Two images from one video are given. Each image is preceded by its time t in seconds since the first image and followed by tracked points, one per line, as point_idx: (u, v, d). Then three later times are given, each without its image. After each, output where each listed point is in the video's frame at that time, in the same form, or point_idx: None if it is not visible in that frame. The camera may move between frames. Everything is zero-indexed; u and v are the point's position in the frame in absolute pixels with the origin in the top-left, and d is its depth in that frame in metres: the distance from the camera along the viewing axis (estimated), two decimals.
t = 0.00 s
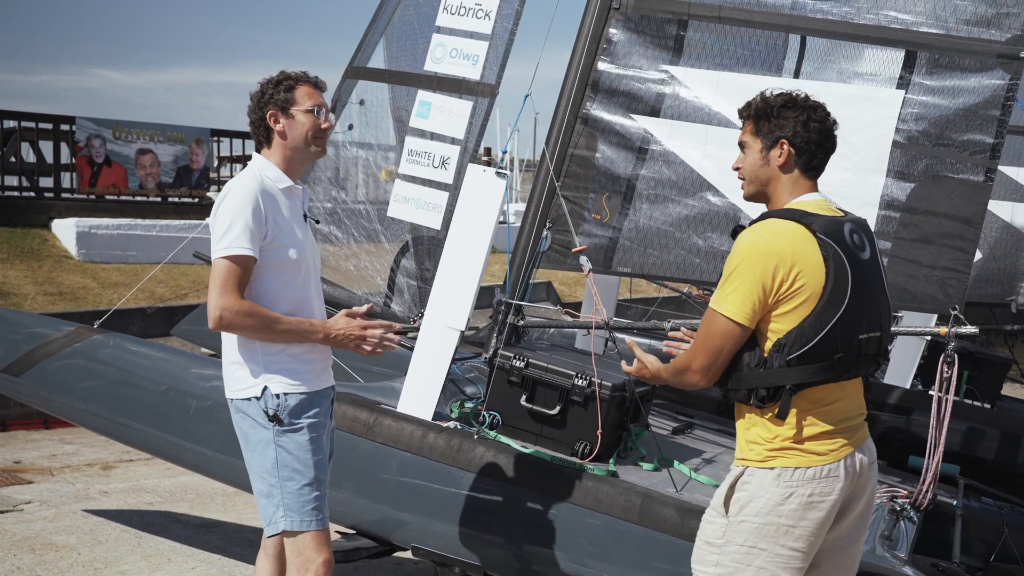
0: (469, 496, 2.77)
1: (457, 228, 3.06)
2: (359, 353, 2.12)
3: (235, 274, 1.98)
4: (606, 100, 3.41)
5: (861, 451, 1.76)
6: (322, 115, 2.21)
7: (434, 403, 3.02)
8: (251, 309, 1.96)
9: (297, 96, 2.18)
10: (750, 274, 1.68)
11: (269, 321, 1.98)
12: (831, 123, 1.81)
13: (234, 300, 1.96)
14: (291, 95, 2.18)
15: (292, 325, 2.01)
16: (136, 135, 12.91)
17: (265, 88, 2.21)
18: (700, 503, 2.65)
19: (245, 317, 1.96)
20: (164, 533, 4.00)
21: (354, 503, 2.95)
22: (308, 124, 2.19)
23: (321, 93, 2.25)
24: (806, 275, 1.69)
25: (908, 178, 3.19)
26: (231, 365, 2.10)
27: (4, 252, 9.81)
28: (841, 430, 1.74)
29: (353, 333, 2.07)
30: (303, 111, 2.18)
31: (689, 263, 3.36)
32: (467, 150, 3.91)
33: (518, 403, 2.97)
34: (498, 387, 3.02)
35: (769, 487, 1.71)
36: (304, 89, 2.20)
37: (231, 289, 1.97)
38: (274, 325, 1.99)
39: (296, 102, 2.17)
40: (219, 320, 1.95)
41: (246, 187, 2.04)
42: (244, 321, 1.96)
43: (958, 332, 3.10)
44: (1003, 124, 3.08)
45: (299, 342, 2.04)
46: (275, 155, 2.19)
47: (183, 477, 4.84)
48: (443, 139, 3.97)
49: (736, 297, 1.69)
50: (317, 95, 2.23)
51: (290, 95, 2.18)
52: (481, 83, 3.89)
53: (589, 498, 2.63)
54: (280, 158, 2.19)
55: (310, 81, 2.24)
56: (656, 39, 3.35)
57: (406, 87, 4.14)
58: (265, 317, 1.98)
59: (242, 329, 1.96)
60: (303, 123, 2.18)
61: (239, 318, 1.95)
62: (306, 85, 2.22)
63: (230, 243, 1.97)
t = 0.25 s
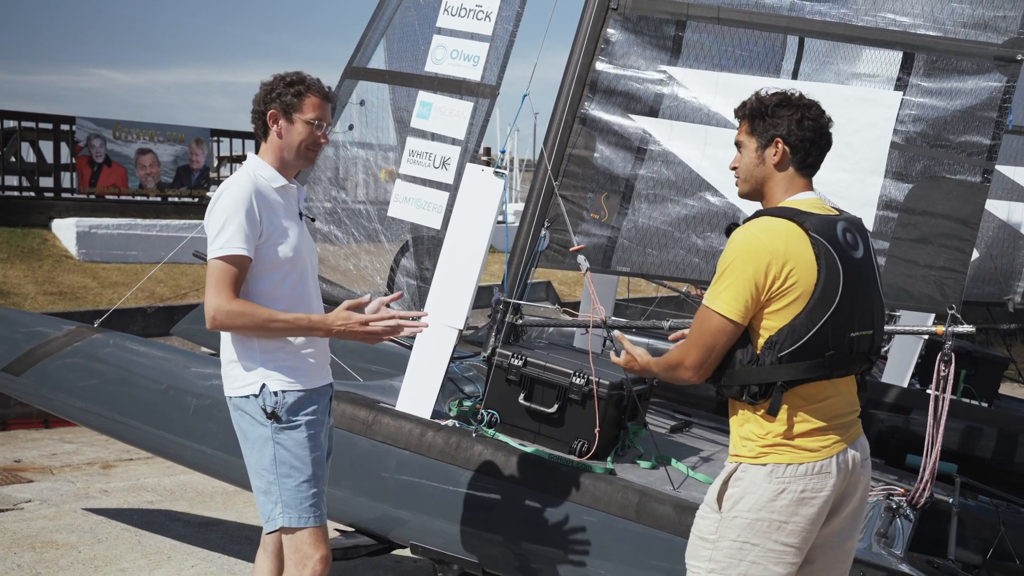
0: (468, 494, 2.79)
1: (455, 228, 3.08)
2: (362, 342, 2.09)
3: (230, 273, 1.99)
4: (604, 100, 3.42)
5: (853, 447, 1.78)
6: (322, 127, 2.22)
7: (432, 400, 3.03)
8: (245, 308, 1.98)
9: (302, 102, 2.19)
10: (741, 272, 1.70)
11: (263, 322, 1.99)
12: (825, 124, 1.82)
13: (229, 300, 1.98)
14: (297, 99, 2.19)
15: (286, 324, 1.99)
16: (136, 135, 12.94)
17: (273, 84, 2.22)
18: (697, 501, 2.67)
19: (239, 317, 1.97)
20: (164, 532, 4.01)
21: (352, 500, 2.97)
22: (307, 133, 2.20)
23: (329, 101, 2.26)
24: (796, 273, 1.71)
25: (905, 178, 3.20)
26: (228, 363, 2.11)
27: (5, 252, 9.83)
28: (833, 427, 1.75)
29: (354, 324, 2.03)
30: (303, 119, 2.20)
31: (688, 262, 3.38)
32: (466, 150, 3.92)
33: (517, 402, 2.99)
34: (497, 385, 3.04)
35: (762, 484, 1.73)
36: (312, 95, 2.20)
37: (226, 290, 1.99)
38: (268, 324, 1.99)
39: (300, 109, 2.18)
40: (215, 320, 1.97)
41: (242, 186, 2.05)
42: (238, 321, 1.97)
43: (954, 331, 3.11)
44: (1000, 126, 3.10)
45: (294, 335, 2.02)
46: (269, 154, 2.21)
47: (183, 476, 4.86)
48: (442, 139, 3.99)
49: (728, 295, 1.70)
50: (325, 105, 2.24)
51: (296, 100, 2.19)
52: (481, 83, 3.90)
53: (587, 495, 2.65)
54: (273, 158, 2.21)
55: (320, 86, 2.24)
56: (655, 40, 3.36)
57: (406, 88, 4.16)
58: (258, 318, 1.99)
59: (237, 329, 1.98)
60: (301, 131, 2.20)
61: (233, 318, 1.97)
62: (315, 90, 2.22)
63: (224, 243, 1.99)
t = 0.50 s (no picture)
0: (465, 489, 2.80)
1: (453, 225, 3.09)
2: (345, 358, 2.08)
3: (226, 271, 2.00)
4: (602, 97, 3.44)
5: (847, 440, 1.79)
6: (324, 134, 2.23)
7: (431, 396, 3.05)
8: (240, 306, 1.99)
9: (311, 108, 2.20)
10: (733, 269, 1.71)
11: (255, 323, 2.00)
12: (801, 112, 1.82)
13: (224, 297, 1.99)
14: (305, 104, 2.20)
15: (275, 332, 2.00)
16: (136, 134, 12.96)
17: (283, 83, 2.23)
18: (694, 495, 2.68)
19: (233, 316, 1.98)
20: (163, 528, 4.02)
21: (351, 496, 2.98)
22: (308, 137, 2.21)
23: (337, 110, 2.27)
24: (788, 268, 1.72)
25: (903, 176, 3.21)
26: (226, 358, 2.12)
27: (5, 251, 9.84)
28: (827, 420, 1.76)
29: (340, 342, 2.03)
30: (306, 125, 2.21)
31: (685, 259, 3.39)
32: (466, 148, 3.94)
33: (514, 398, 3.00)
34: (495, 381, 3.05)
35: (756, 476, 1.74)
36: (321, 103, 2.22)
37: (221, 287, 2.00)
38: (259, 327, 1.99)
39: (305, 114, 2.20)
40: (209, 316, 1.98)
41: (237, 183, 2.06)
42: (231, 321, 1.98)
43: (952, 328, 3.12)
44: (997, 124, 3.11)
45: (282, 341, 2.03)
46: (269, 152, 2.22)
47: (183, 474, 4.87)
48: (442, 137, 4.00)
49: (720, 292, 1.72)
50: (331, 114, 2.25)
51: (303, 104, 2.19)
52: (481, 81, 3.92)
53: (584, 490, 2.66)
54: (272, 156, 2.21)
55: (331, 95, 2.25)
56: (653, 38, 3.38)
57: (406, 87, 4.17)
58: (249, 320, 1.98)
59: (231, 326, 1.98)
60: (303, 134, 2.21)
61: (227, 317, 1.98)
62: (325, 98, 2.23)
63: (220, 239, 2.00)
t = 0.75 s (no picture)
0: (466, 485, 2.81)
1: (454, 222, 3.09)
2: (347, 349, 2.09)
3: (228, 265, 2.01)
4: (603, 95, 3.43)
5: (848, 432, 1.79)
6: (323, 120, 2.23)
7: (432, 392, 3.06)
8: (243, 300, 1.99)
9: (304, 96, 2.20)
10: (732, 265, 1.71)
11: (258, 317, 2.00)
12: (795, 106, 1.83)
13: (226, 292, 1.99)
14: (298, 93, 2.20)
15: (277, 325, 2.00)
16: (136, 133, 12.98)
17: (274, 77, 2.23)
18: (694, 491, 2.69)
19: (236, 311, 1.98)
20: (164, 525, 4.03)
21: (352, 491, 2.99)
22: (308, 125, 2.22)
23: (331, 96, 2.27)
24: (785, 262, 1.73)
25: (904, 173, 3.22)
26: (228, 351, 2.13)
27: (6, 250, 9.86)
28: (827, 411, 1.77)
29: (345, 334, 2.04)
30: (305, 113, 2.21)
31: (686, 255, 3.41)
32: (466, 146, 3.94)
33: (515, 394, 3.00)
34: (495, 377, 3.06)
35: (757, 468, 1.74)
36: (314, 89, 2.22)
37: (223, 281, 2.00)
38: (261, 321, 1.99)
39: (301, 102, 2.20)
40: (211, 310, 1.98)
41: (238, 179, 2.07)
42: (234, 315, 1.98)
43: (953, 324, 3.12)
44: (998, 122, 3.12)
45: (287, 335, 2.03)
46: (271, 147, 2.22)
47: (184, 471, 4.88)
48: (443, 134, 4.01)
49: (720, 288, 1.72)
50: (326, 100, 2.25)
51: (297, 94, 2.20)
52: (481, 79, 3.91)
53: (585, 486, 2.66)
54: (274, 150, 2.22)
55: (323, 81, 2.25)
56: (653, 36, 3.38)
57: (406, 84, 4.17)
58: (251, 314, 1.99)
59: (233, 320, 1.99)
60: (303, 123, 2.21)
61: (230, 311, 1.98)
62: (316, 84, 2.23)
63: (222, 235, 2.01)
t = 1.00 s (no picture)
0: (469, 482, 2.81)
1: (457, 219, 3.10)
2: (365, 341, 2.15)
3: (237, 259, 2.02)
4: (605, 93, 3.44)
5: (850, 428, 1.80)
6: (321, 106, 2.24)
7: (434, 390, 3.06)
8: (253, 294, 2.00)
9: (297, 85, 2.22)
10: (741, 259, 1.72)
11: (270, 310, 2.02)
12: (805, 103, 1.84)
13: (236, 286, 2.00)
14: (291, 83, 2.22)
15: (289, 316, 2.03)
16: (137, 132, 12.99)
17: (265, 75, 2.25)
18: (696, 488, 2.69)
19: (247, 304, 1.99)
20: (166, 523, 4.04)
21: (354, 488, 3.00)
22: (306, 114, 2.22)
23: (322, 83, 2.29)
24: (795, 257, 1.74)
25: (905, 172, 3.23)
26: (235, 347, 2.14)
27: (7, 249, 9.86)
28: (832, 407, 1.78)
29: (360, 322, 2.10)
30: (302, 100, 2.22)
31: (689, 254, 3.40)
32: (468, 144, 3.95)
33: (517, 391, 3.01)
34: (497, 375, 3.07)
35: (761, 462, 1.75)
36: (304, 78, 2.24)
37: (233, 275, 2.01)
38: (274, 313, 2.02)
39: (296, 92, 2.21)
40: (222, 304, 1.99)
41: (247, 175, 2.08)
42: (245, 308, 1.99)
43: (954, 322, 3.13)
44: (1000, 121, 3.13)
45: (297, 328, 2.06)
46: (275, 142, 2.23)
47: (185, 469, 4.89)
48: (445, 133, 4.02)
49: (729, 282, 1.73)
50: (319, 86, 2.27)
51: (291, 84, 2.21)
52: (483, 77, 3.92)
53: (587, 483, 2.67)
54: (279, 145, 2.23)
55: (311, 69, 2.28)
56: (656, 35, 3.39)
57: (409, 83, 4.18)
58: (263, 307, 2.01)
59: (243, 314, 2.00)
60: (301, 112, 2.22)
61: (241, 305, 1.99)
62: (306, 73, 2.25)
63: (231, 229, 2.02)
